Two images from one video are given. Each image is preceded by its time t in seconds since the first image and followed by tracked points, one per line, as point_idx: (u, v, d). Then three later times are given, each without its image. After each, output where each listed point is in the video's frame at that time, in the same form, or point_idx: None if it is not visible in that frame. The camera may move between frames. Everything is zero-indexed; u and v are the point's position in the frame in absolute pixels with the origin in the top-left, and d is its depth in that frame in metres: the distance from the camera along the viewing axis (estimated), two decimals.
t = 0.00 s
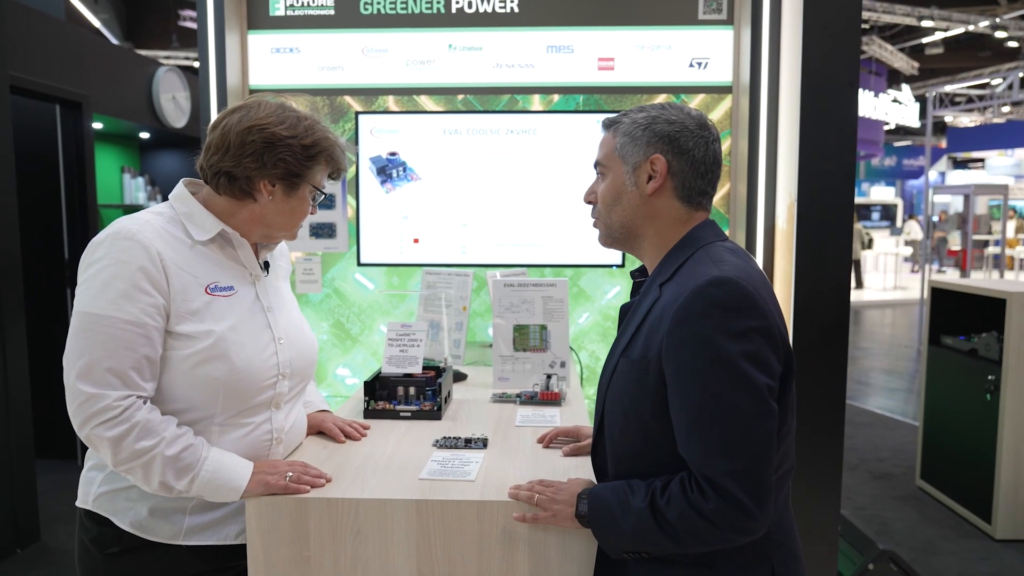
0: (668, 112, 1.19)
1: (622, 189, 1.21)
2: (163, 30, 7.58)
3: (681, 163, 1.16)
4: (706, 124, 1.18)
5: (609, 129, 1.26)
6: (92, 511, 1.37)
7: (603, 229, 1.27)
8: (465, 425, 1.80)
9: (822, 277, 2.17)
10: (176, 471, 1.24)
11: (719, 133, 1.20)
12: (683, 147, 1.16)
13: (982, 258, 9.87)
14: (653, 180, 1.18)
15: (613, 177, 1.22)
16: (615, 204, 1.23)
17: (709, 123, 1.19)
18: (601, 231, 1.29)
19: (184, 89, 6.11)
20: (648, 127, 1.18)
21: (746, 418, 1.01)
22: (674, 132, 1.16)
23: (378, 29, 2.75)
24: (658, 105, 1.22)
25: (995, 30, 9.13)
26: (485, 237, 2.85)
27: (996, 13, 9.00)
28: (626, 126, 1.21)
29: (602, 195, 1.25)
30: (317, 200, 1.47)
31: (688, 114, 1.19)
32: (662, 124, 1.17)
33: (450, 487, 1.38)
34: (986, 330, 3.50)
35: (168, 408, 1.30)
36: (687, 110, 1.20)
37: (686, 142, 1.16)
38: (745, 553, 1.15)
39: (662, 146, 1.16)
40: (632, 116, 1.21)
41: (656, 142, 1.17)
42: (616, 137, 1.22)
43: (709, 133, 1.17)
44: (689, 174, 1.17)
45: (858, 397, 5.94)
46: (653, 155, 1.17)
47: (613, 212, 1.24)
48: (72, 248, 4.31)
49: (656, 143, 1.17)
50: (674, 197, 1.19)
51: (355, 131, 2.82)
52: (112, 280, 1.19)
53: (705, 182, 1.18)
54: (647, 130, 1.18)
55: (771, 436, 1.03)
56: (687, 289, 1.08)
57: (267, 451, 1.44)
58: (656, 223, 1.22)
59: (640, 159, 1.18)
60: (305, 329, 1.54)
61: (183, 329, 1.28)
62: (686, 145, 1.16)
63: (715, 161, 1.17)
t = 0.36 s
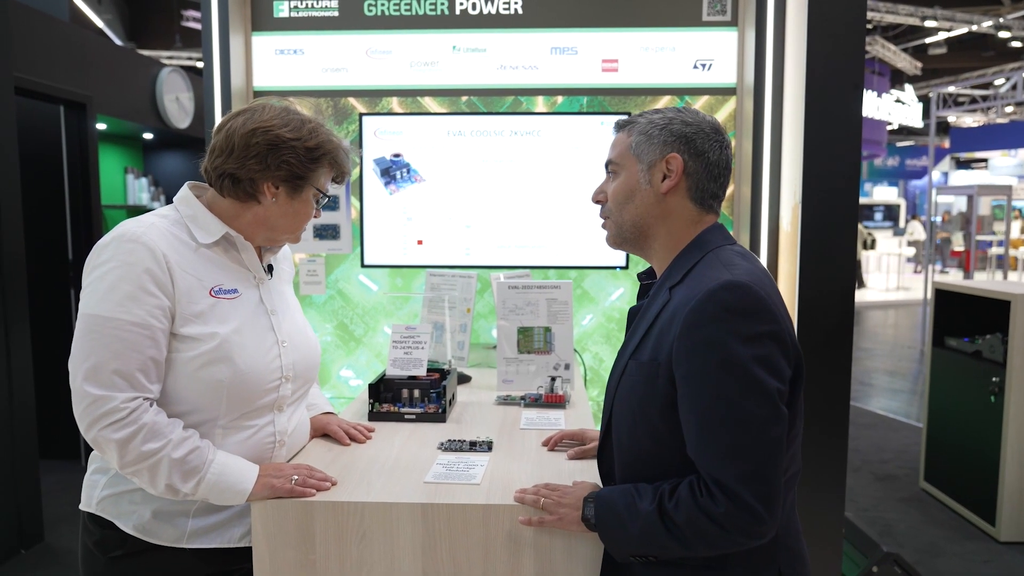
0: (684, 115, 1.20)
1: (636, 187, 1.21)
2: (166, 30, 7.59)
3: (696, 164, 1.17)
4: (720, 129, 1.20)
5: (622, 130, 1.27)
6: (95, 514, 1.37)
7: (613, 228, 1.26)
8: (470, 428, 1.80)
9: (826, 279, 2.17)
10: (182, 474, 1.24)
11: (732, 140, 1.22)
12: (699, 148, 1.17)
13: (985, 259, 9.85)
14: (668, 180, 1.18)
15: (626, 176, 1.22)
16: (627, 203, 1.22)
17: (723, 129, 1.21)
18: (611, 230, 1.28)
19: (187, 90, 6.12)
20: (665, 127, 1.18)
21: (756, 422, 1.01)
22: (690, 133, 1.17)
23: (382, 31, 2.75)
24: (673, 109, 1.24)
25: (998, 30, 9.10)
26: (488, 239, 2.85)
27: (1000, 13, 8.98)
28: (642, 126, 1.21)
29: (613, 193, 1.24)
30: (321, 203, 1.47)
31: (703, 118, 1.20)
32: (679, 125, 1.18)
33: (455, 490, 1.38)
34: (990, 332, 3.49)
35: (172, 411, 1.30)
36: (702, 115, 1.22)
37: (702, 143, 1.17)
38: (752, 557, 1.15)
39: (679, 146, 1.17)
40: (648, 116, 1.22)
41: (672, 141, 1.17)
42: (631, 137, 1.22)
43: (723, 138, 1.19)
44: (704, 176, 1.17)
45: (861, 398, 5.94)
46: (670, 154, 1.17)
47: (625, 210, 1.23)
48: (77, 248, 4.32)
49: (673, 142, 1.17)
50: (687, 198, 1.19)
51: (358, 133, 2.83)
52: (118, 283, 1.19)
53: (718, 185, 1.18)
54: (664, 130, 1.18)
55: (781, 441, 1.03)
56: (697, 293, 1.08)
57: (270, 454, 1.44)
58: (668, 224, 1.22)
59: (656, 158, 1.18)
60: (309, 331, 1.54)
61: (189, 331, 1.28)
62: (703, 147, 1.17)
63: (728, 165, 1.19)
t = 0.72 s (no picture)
0: (686, 115, 1.19)
1: (641, 191, 1.20)
2: (168, 31, 7.59)
3: (700, 164, 1.16)
4: (721, 128, 1.20)
5: (624, 134, 1.26)
6: (95, 517, 1.37)
7: (620, 232, 1.26)
8: (471, 430, 1.80)
9: (828, 280, 2.16)
10: (183, 477, 1.24)
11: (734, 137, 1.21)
12: (702, 148, 1.16)
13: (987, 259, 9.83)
14: (672, 181, 1.17)
15: (630, 179, 1.21)
16: (632, 206, 1.22)
17: (724, 127, 1.21)
18: (617, 235, 1.27)
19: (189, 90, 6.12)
20: (666, 128, 1.18)
21: (762, 425, 1.01)
22: (693, 133, 1.16)
23: (383, 32, 2.74)
24: (674, 109, 1.23)
25: (1000, 30, 9.08)
26: (489, 240, 2.85)
27: (1001, 13, 8.97)
28: (644, 129, 1.21)
29: (618, 198, 1.24)
30: (320, 204, 1.47)
31: (704, 118, 1.20)
32: (681, 126, 1.17)
33: (456, 493, 1.37)
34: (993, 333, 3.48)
35: (173, 413, 1.30)
36: (702, 114, 1.21)
37: (705, 143, 1.16)
38: (756, 561, 1.14)
39: (682, 147, 1.16)
40: (649, 119, 1.22)
41: (675, 143, 1.17)
42: (633, 140, 1.22)
43: (725, 136, 1.19)
44: (709, 175, 1.17)
45: (863, 398, 5.92)
46: (673, 155, 1.17)
47: (631, 214, 1.23)
48: (78, 249, 4.32)
49: (676, 144, 1.17)
50: (693, 198, 1.19)
51: (360, 134, 2.83)
52: (118, 285, 1.19)
53: (723, 184, 1.18)
54: (666, 131, 1.18)
55: (786, 444, 1.02)
56: (703, 295, 1.08)
57: (270, 456, 1.44)
58: (675, 226, 1.21)
59: (660, 160, 1.18)
60: (310, 332, 1.54)
61: (189, 333, 1.28)
62: (706, 146, 1.16)
63: (732, 163, 1.18)
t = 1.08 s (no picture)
0: (692, 116, 1.18)
1: (646, 192, 1.20)
2: (167, 30, 7.58)
3: (705, 165, 1.15)
4: (728, 128, 1.19)
5: (629, 134, 1.25)
6: (95, 521, 1.36)
7: (625, 234, 1.25)
8: (472, 432, 1.79)
9: (830, 281, 2.15)
10: (183, 481, 1.23)
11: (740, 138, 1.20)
12: (708, 149, 1.15)
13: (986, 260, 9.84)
14: (677, 183, 1.17)
15: (635, 181, 1.21)
16: (637, 208, 1.21)
17: (730, 127, 1.20)
18: (623, 236, 1.26)
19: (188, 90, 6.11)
20: (672, 129, 1.17)
21: (767, 431, 1.00)
22: (699, 134, 1.16)
23: (383, 32, 2.73)
24: (680, 109, 1.22)
25: (999, 30, 9.08)
26: (490, 241, 2.84)
27: (1001, 13, 8.97)
28: (649, 129, 1.20)
29: (623, 199, 1.23)
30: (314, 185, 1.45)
31: (711, 118, 1.19)
32: (686, 127, 1.16)
33: (457, 497, 1.36)
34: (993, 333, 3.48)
35: (172, 415, 1.29)
36: (709, 114, 1.20)
37: (711, 144, 1.15)
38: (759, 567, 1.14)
39: (687, 148, 1.16)
40: (654, 119, 1.21)
41: (680, 144, 1.16)
42: (638, 141, 1.21)
43: (732, 137, 1.18)
44: (714, 176, 1.16)
45: (863, 399, 5.92)
46: (679, 157, 1.16)
47: (636, 216, 1.22)
48: (76, 250, 4.31)
49: (682, 145, 1.16)
50: (698, 199, 1.18)
51: (360, 134, 2.82)
52: (116, 288, 1.18)
53: (729, 185, 1.17)
54: (672, 132, 1.17)
55: (791, 451, 1.01)
56: (709, 298, 1.07)
57: (271, 458, 1.43)
58: (680, 228, 1.20)
59: (666, 162, 1.17)
60: (311, 333, 1.53)
61: (188, 335, 1.27)
62: (712, 147, 1.15)
63: (737, 164, 1.17)
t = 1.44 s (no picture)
0: (688, 119, 1.18)
1: (646, 199, 1.20)
2: (166, 30, 7.58)
3: (704, 170, 1.15)
4: (725, 130, 1.18)
5: (626, 139, 1.25)
6: (93, 525, 1.36)
7: (624, 240, 1.25)
8: (471, 435, 1.79)
9: (829, 283, 2.15)
10: (180, 485, 1.23)
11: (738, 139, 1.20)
12: (706, 153, 1.15)
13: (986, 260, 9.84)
14: (677, 189, 1.17)
15: (635, 188, 1.21)
16: (637, 215, 1.21)
17: (727, 129, 1.19)
18: (623, 242, 1.27)
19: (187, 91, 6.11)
20: (670, 135, 1.17)
21: (769, 435, 1.00)
22: (697, 139, 1.15)
23: (382, 34, 2.73)
24: (677, 112, 1.21)
25: (998, 30, 9.08)
26: (489, 242, 2.83)
27: (999, 13, 8.98)
28: (646, 135, 1.19)
29: (623, 205, 1.23)
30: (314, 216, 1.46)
31: (706, 120, 1.18)
32: (684, 131, 1.16)
33: (456, 500, 1.36)
34: (993, 335, 3.48)
35: (169, 420, 1.29)
36: (705, 117, 1.20)
37: (709, 148, 1.15)
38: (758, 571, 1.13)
39: (686, 154, 1.15)
40: (651, 124, 1.20)
41: (678, 150, 1.15)
42: (636, 147, 1.21)
43: (730, 139, 1.17)
44: (713, 180, 1.16)
45: (863, 400, 5.92)
46: (678, 163, 1.16)
47: (636, 223, 1.22)
48: (76, 251, 4.31)
49: (680, 150, 1.16)
50: (698, 204, 1.18)
51: (358, 136, 2.82)
52: (111, 293, 1.18)
53: (728, 188, 1.17)
54: (669, 138, 1.16)
55: (791, 456, 1.01)
56: (711, 302, 1.07)
57: (269, 461, 1.42)
58: (680, 233, 1.21)
59: (664, 168, 1.17)
60: (308, 336, 1.53)
61: (184, 340, 1.27)
62: (709, 151, 1.15)
63: (736, 166, 1.17)
